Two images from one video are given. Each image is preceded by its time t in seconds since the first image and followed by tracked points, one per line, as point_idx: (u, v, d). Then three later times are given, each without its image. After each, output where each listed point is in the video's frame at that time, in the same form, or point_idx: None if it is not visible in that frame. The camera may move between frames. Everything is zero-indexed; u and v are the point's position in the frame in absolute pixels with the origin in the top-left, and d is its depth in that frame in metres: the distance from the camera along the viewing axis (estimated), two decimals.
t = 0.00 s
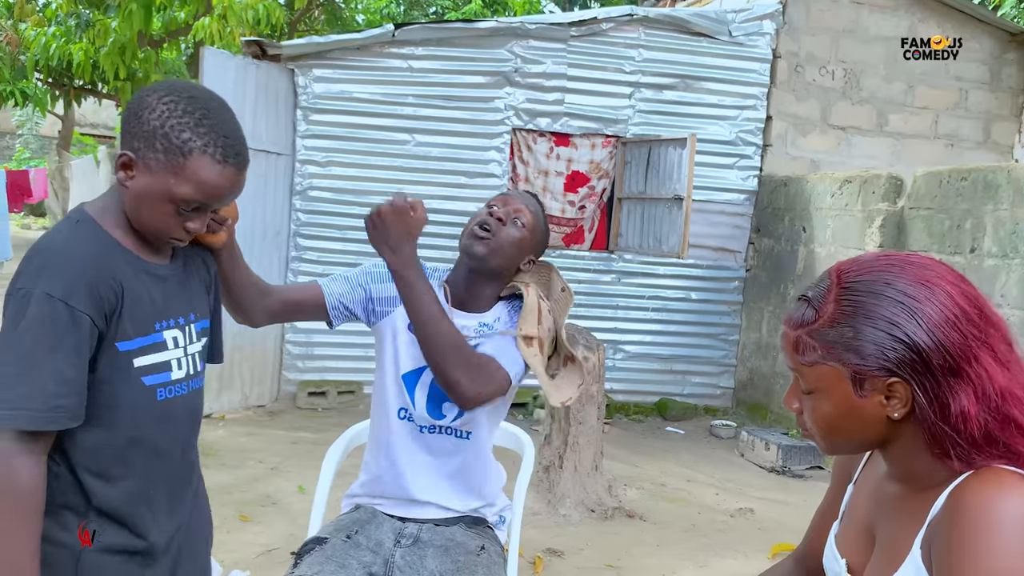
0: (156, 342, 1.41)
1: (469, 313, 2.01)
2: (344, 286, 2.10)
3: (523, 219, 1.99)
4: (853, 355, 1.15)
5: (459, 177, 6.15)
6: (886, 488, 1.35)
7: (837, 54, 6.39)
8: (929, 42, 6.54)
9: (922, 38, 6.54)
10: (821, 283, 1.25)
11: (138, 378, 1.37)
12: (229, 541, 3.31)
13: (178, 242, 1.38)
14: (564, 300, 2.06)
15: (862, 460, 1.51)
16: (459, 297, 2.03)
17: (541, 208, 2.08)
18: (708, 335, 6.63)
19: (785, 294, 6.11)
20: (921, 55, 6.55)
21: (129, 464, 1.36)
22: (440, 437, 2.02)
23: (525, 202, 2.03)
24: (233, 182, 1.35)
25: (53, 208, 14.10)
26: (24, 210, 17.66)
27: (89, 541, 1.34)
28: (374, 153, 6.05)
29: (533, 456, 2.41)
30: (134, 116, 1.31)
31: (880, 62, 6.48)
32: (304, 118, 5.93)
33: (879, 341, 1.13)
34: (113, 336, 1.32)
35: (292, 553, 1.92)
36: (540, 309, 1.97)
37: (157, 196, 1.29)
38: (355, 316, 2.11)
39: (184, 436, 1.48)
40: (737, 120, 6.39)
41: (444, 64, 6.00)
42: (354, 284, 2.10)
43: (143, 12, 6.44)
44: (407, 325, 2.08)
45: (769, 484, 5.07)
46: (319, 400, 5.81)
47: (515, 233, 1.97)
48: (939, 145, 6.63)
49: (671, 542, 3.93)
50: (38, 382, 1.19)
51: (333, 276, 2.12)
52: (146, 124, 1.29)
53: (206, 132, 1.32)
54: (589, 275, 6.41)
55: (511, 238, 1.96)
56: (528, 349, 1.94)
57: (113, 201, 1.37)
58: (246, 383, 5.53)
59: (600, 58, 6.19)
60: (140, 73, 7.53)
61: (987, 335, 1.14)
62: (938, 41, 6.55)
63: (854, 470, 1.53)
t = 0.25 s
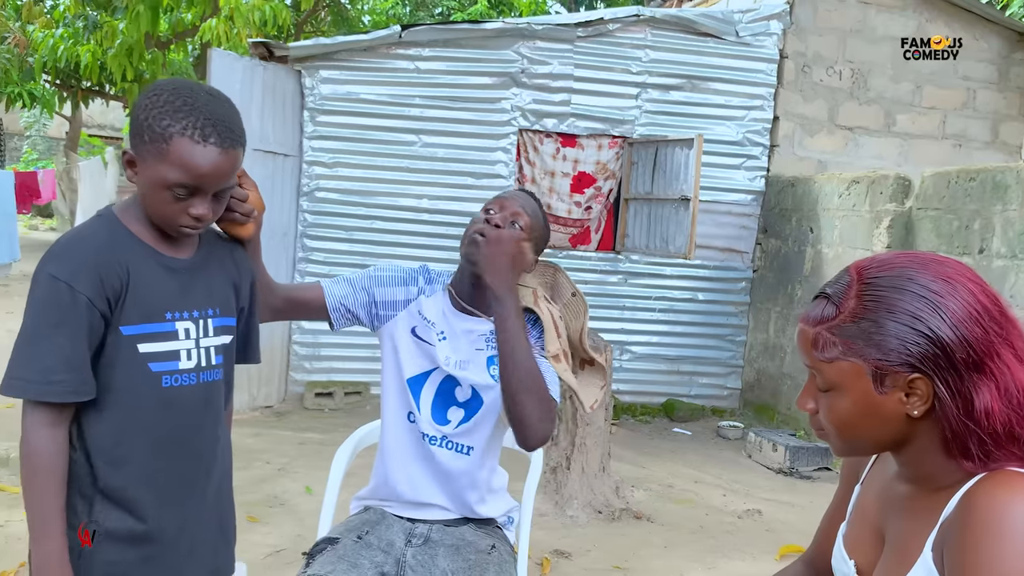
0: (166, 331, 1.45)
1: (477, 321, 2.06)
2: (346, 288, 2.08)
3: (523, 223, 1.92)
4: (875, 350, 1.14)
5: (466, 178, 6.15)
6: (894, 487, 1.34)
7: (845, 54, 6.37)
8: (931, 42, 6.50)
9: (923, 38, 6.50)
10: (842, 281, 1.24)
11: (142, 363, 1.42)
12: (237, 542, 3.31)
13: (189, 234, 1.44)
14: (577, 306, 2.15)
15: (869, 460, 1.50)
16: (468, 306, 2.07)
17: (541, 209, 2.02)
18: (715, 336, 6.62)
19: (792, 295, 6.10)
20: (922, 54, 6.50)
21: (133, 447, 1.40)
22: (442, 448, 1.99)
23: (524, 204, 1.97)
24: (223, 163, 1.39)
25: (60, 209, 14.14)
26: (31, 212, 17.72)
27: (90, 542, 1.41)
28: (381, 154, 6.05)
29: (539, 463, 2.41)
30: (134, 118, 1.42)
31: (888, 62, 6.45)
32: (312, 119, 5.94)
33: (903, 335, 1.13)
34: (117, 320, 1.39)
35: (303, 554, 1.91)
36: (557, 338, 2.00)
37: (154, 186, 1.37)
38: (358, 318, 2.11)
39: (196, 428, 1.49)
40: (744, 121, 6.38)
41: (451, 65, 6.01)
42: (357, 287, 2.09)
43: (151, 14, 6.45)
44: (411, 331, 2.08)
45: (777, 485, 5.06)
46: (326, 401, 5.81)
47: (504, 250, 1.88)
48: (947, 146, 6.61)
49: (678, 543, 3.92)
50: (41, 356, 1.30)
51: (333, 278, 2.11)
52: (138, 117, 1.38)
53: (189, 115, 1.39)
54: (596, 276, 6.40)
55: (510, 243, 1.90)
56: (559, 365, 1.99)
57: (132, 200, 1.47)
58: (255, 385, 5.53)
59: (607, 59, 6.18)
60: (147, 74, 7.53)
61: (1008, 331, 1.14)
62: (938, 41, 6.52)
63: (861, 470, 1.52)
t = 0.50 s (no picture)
0: (170, 325, 1.46)
1: (487, 325, 2.04)
2: (351, 288, 2.08)
3: (530, 229, 1.97)
4: (893, 350, 1.13)
5: (471, 181, 6.15)
6: (903, 492, 1.32)
7: (851, 56, 6.36)
8: (930, 42, 6.48)
9: (921, 38, 6.47)
10: (857, 280, 1.23)
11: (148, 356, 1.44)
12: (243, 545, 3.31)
13: (196, 230, 1.44)
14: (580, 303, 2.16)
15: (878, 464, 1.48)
16: (472, 309, 2.05)
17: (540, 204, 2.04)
18: (721, 338, 6.60)
19: (799, 297, 6.08)
20: (922, 55, 6.48)
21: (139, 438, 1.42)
22: (461, 444, 1.97)
23: (527, 208, 1.99)
24: (227, 152, 1.41)
25: (67, 211, 14.18)
26: (38, 215, 17.79)
27: (89, 543, 1.42)
28: (386, 156, 6.06)
29: (547, 465, 2.40)
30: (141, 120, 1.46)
31: (895, 63, 6.44)
32: (318, 122, 5.95)
33: (921, 335, 1.12)
34: (121, 313, 1.41)
35: (312, 556, 1.89)
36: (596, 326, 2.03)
37: (160, 179, 1.40)
38: (363, 320, 2.09)
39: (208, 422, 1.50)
40: (750, 122, 6.37)
41: (457, 68, 6.01)
42: (362, 288, 2.08)
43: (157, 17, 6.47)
44: (418, 332, 2.06)
45: (784, 488, 5.04)
46: (332, 404, 5.81)
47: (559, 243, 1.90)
48: (955, 147, 6.58)
49: (686, 546, 3.91)
50: (52, 347, 1.34)
51: (339, 278, 2.11)
52: (147, 117, 1.43)
53: (194, 110, 1.43)
54: (601, 277, 6.40)
55: (523, 256, 1.96)
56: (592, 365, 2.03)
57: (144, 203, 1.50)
58: (261, 387, 5.54)
59: (613, 61, 6.18)
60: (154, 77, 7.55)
61: None
62: (938, 41, 6.49)
63: (870, 473, 1.50)
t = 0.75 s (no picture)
0: (172, 327, 1.46)
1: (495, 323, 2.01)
2: (355, 293, 2.09)
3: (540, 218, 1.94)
4: (898, 363, 1.12)
5: (476, 183, 6.15)
6: (914, 509, 1.30)
7: (857, 57, 6.34)
8: (929, 42, 6.45)
9: (922, 38, 6.45)
10: (861, 290, 1.22)
11: (151, 357, 1.43)
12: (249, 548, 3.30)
13: (198, 227, 1.46)
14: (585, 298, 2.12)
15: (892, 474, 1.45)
16: (481, 307, 2.01)
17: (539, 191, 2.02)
18: (727, 341, 6.58)
19: (805, 299, 6.06)
20: (919, 56, 6.45)
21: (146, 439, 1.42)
22: (465, 447, 1.96)
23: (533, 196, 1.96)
24: (226, 145, 1.44)
25: (73, 214, 14.22)
26: (44, 218, 17.85)
27: (89, 543, 1.42)
28: (391, 159, 6.06)
29: (554, 471, 2.38)
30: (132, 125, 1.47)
31: (901, 64, 6.41)
32: (323, 125, 5.95)
33: (927, 349, 1.11)
34: (125, 316, 1.41)
35: (318, 561, 1.88)
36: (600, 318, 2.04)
37: (161, 176, 1.41)
38: (367, 325, 2.09)
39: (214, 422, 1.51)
40: (756, 124, 6.36)
41: (462, 70, 6.01)
42: (366, 293, 2.09)
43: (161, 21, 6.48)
44: (422, 336, 2.05)
45: (791, 491, 5.02)
46: (338, 406, 5.81)
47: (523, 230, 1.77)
48: (961, 148, 6.55)
49: (692, 550, 3.89)
50: (57, 351, 1.33)
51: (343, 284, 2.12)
52: (140, 118, 1.44)
53: (187, 107, 1.44)
54: (607, 280, 6.39)
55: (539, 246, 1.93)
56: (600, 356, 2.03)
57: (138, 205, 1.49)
58: (267, 389, 5.55)
59: (618, 63, 6.17)
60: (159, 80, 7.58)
61: None
62: (938, 41, 6.46)
63: (884, 485, 1.47)
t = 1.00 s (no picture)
0: (170, 328, 1.46)
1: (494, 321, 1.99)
2: (365, 294, 2.06)
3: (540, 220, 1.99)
4: (911, 372, 1.11)
5: (481, 184, 6.14)
6: (926, 515, 1.29)
7: (862, 57, 6.32)
8: (930, 42, 6.41)
9: (921, 38, 6.42)
10: (869, 297, 1.20)
11: (151, 361, 1.43)
12: (254, 551, 3.29)
13: (188, 222, 1.45)
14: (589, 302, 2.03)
15: (903, 482, 1.43)
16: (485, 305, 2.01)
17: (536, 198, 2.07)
18: (732, 342, 6.57)
19: (811, 300, 6.04)
20: (921, 55, 6.41)
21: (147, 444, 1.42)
22: (469, 448, 1.93)
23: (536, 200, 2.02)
24: (210, 137, 1.45)
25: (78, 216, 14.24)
26: (49, 219, 17.89)
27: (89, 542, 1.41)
28: (396, 160, 6.05)
29: (560, 473, 2.36)
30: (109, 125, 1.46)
31: (906, 64, 6.39)
32: (327, 127, 5.94)
33: (939, 358, 1.10)
34: (122, 321, 1.40)
35: (324, 564, 1.87)
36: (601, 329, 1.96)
37: (148, 171, 1.40)
38: (377, 325, 2.06)
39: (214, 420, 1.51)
40: (761, 125, 6.34)
41: (466, 71, 6.00)
42: (375, 294, 2.06)
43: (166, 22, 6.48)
44: (430, 336, 2.02)
45: (797, 493, 5.01)
46: (342, 408, 5.80)
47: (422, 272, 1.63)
48: (967, 149, 6.53)
49: (698, 552, 3.88)
50: (58, 361, 1.32)
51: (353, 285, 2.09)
52: (121, 117, 1.43)
53: (166, 100, 1.44)
54: (612, 281, 6.37)
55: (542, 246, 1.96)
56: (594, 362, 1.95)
57: (124, 207, 1.48)
58: (271, 391, 5.57)
59: (622, 64, 6.16)
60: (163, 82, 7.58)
61: None
62: (938, 41, 6.43)
63: (896, 492, 1.46)
